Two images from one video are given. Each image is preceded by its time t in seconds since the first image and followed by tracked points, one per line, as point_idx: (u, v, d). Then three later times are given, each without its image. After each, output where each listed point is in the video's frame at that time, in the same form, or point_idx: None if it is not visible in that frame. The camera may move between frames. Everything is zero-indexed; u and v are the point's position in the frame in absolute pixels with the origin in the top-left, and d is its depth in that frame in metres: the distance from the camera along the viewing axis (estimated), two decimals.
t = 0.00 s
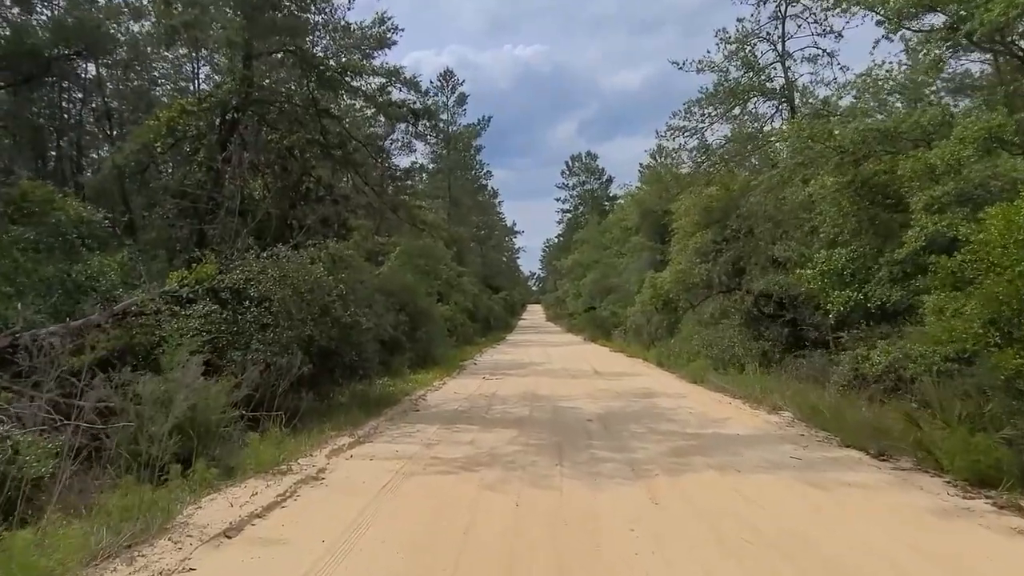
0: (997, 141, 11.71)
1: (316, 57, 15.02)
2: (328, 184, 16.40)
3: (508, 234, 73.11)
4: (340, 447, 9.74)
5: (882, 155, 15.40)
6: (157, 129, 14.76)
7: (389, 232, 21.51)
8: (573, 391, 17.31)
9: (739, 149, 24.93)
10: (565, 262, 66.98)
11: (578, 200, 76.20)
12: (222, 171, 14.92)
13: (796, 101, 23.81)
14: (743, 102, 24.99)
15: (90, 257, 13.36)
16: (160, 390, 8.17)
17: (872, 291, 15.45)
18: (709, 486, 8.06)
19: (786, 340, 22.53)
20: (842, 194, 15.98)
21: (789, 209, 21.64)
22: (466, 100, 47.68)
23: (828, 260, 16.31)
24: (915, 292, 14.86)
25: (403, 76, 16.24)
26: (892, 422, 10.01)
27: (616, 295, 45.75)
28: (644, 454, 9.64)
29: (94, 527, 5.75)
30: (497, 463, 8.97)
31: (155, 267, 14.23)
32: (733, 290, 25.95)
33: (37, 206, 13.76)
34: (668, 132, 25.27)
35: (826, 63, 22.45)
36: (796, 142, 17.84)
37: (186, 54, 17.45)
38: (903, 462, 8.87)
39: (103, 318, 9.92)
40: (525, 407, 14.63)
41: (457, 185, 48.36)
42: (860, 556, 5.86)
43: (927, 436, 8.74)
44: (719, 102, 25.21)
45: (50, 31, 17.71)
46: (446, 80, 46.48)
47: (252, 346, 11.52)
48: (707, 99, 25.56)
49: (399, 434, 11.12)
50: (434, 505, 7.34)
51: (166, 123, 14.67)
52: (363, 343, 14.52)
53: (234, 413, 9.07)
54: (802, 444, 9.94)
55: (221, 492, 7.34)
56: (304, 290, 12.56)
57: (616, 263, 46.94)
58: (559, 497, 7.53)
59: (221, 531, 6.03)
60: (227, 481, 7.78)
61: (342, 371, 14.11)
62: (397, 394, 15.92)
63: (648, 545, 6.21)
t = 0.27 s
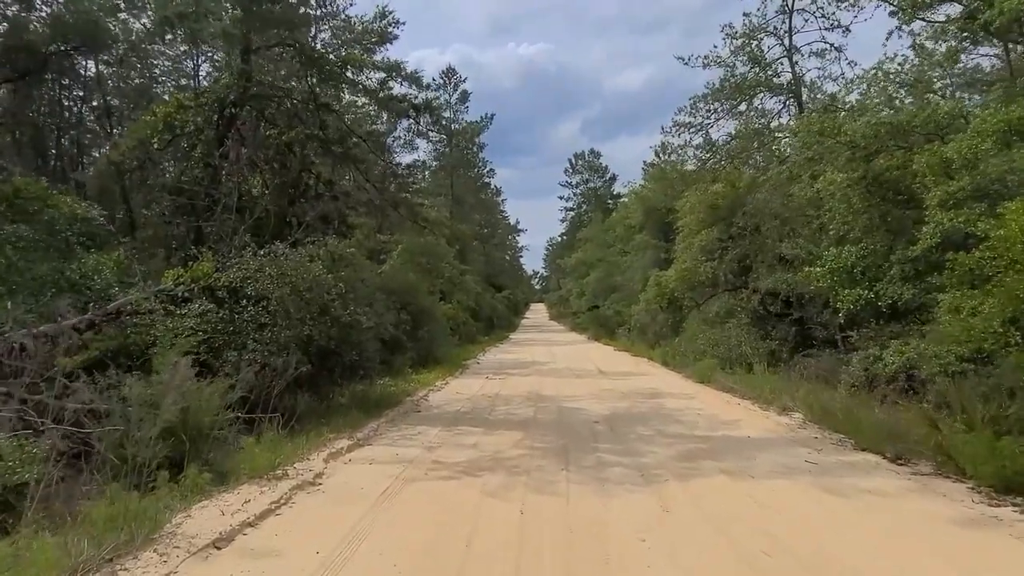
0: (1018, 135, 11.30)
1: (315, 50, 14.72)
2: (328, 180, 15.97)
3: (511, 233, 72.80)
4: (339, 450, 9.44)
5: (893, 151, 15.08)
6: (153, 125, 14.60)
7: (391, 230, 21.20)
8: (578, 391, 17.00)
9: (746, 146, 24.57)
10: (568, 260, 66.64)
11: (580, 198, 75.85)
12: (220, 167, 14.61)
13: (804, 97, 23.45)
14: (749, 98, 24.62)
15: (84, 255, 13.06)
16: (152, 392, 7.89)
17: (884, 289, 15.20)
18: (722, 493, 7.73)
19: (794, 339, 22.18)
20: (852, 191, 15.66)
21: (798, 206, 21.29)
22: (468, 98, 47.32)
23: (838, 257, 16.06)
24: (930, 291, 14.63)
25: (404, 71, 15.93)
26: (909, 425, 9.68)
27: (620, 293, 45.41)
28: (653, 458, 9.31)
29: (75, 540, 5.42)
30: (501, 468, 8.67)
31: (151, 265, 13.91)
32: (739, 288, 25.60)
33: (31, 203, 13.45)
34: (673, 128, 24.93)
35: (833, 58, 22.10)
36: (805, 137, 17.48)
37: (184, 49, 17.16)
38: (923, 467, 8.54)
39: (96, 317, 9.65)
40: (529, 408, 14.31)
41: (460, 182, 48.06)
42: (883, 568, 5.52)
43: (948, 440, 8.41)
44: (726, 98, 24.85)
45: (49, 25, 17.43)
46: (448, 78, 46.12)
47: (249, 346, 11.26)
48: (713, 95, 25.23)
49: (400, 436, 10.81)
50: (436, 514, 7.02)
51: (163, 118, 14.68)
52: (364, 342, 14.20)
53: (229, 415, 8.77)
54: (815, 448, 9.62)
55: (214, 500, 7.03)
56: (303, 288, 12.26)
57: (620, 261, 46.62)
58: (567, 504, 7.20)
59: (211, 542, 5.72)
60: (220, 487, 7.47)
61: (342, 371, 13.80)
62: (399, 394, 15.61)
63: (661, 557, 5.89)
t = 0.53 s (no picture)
0: None
1: (313, 41, 14.35)
2: (326, 175, 15.51)
3: (514, 231, 72.42)
4: (334, 454, 9.07)
5: (906, 146, 14.68)
6: (148, 118, 14.24)
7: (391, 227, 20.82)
8: (582, 391, 16.63)
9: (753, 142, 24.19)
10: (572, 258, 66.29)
11: (584, 196, 75.50)
12: (215, 162, 14.22)
13: (812, 92, 23.03)
14: (756, 93, 24.23)
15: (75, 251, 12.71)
16: (137, 393, 7.54)
17: (896, 287, 15.19)
18: (734, 500, 7.36)
19: (801, 339, 21.83)
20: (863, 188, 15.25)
21: (806, 203, 20.91)
22: (471, 94, 46.92)
23: (847, 255, 15.96)
24: (942, 291, 14.68)
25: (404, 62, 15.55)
26: (927, 428, 9.32)
27: (623, 292, 45.06)
28: (660, 462, 8.95)
29: (41, 556, 5.05)
30: (502, 473, 8.29)
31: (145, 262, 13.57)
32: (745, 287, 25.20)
33: (21, 197, 13.12)
34: (679, 124, 24.55)
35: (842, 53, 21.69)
36: (814, 132, 17.04)
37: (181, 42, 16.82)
38: (944, 472, 8.18)
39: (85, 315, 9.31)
40: (532, 408, 13.96)
41: (463, 180, 47.67)
42: None
43: (970, 445, 8.04)
44: (732, 94, 24.46)
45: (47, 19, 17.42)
46: (451, 74, 45.75)
47: (241, 345, 10.86)
48: (720, 90, 24.82)
49: (398, 439, 10.45)
50: (433, 522, 6.66)
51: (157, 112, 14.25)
52: (362, 341, 13.86)
53: (218, 418, 8.41)
54: (830, 453, 9.23)
55: (199, 508, 6.68)
56: (298, 285, 11.91)
57: (624, 260, 46.22)
58: (570, 513, 6.85)
59: (192, 555, 5.38)
60: (207, 493, 7.11)
61: (340, 370, 13.43)
62: (399, 394, 15.27)
63: (671, 570, 5.52)
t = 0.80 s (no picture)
0: None
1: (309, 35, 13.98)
2: (321, 173, 15.20)
3: (514, 232, 72.09)
4: (327, 462, 8.72)
5: (915, 143, 14.37)
6: (139, 116, 13.96)
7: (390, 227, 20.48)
8: (584, 395, 16.29)
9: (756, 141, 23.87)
10: (572, 259, 65.95)
11: (584, 197, 75.18)
12: (208, 161, 13.87)
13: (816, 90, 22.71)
14: (759, 92, 23.92)
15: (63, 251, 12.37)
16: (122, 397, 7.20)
17: (905, 288, 14.66)
18: (746, 511, 7.02)
19: (806, 340, 21.49)
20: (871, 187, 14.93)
21: (811, 202, 20.58)
22: (471, 93, 46.59)
23: (854, 255, 15.51)
24: (953, 291, 14.11)
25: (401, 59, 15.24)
26: (944, 434, 8.98)
27: (624, 293, 44.72)
28: (667, 470, 8.61)
29: None
30: (502, 482, 7.94)
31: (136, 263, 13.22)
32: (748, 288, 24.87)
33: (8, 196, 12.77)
34: (681, 123, 24.23)
35: (846, 50, 21.41)
36: (820, 130, 16.76)
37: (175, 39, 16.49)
38: (964, 480, 7.84)
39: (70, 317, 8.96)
40: (533, 412, 13.62)
41: (462, 181, 47.38)
42: None
43: (991, 453, 7.70)
44: (734, 92, 24.16)
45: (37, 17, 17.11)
46: (450, 74, 45.44)
47: (232, 348, 10.50)
48: (722, 88, 24.53)
49: (394, 445, 10.10)
50: (430, 535, 6.31)
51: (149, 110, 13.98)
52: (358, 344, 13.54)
53: (207, 424, 8.05)
54: (844, 460, 8.88)
55: (183, 521, 6.33)
56: (292, 287, 11.58)
57: (624, 261, 45.90)
58: (574, 526, 6.50)
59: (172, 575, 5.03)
60: (192, 506, 6.77)
61: (335, 373, 13.09)
62: (396, 397, 14.93)
63: None
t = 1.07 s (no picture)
0: None
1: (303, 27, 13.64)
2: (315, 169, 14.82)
3: (512, 231, 71.66)
4: (318, 468, 8.34)
5: (924, 139, 14.08)
6: (128, 110, 13.51)
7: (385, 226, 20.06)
8: (584, 396, 15.93)
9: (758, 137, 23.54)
10: (569, 259, 65.61)
11: (581, 196, 74.83)
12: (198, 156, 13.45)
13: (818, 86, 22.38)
14: (761, 88, 23.59)
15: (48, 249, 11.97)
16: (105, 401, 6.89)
17: (912, 287, 14.53)
18: (760, 521, 6.66)
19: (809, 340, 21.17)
20: (878, 184, 14.62)
21: (814, 199, 20.26)
22: (468, 91, 46.22)
23: (860, 253, 15.39)
24: (961, 292, 13.93)
25: (398, 52, 14.89)
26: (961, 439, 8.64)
27: (622, 292, 44.38)
28: (674, 476, 8.25)
29: None
30: (501, 490, 7.57)
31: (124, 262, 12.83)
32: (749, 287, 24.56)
33: None
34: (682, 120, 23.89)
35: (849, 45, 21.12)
36: (824, 127, 16.45)
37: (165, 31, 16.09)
38: (985, 488, 7.49)
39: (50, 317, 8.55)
40: (532, 415, 13.25)
41: (460, 179, 46.95)
42: None
43: (1014, 459, 7.35)
44: (736, 88, 23.82)
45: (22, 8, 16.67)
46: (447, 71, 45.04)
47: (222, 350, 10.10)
48: (724, 84, 24.18)
49: (389, 450, 9.73)
50: (427, 548, 5.94)
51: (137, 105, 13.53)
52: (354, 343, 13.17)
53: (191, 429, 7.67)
54: (857, 465, 8.53)
55: (164, 533, 5.96)
56: (284, 285, 11.19)
57: (623, 260, 45.53)
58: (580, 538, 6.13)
59: None
60: (174, 516, 6.39)
61: (329, 373, 12.70)
62: (392, 399, 14.55)
63: None
